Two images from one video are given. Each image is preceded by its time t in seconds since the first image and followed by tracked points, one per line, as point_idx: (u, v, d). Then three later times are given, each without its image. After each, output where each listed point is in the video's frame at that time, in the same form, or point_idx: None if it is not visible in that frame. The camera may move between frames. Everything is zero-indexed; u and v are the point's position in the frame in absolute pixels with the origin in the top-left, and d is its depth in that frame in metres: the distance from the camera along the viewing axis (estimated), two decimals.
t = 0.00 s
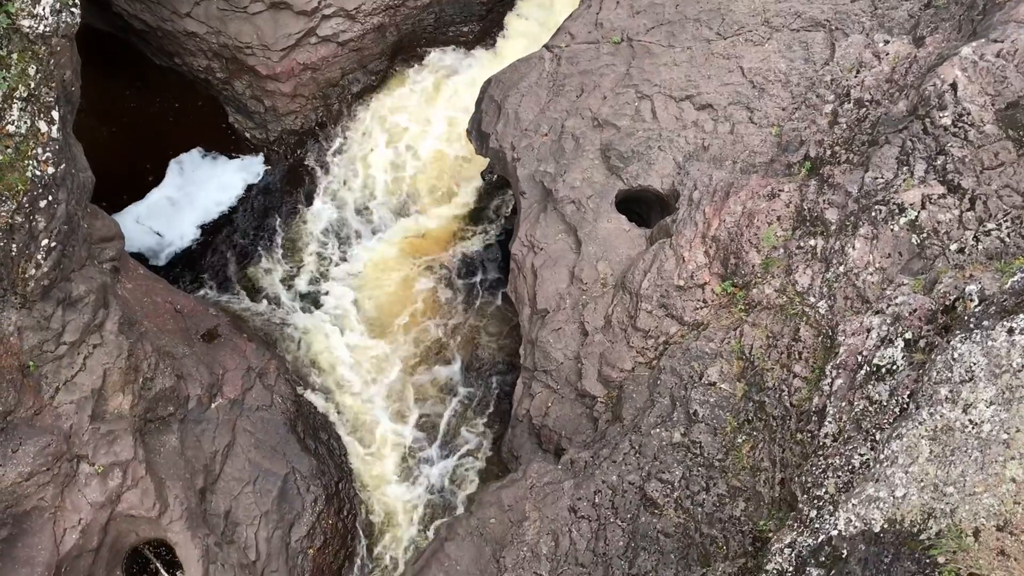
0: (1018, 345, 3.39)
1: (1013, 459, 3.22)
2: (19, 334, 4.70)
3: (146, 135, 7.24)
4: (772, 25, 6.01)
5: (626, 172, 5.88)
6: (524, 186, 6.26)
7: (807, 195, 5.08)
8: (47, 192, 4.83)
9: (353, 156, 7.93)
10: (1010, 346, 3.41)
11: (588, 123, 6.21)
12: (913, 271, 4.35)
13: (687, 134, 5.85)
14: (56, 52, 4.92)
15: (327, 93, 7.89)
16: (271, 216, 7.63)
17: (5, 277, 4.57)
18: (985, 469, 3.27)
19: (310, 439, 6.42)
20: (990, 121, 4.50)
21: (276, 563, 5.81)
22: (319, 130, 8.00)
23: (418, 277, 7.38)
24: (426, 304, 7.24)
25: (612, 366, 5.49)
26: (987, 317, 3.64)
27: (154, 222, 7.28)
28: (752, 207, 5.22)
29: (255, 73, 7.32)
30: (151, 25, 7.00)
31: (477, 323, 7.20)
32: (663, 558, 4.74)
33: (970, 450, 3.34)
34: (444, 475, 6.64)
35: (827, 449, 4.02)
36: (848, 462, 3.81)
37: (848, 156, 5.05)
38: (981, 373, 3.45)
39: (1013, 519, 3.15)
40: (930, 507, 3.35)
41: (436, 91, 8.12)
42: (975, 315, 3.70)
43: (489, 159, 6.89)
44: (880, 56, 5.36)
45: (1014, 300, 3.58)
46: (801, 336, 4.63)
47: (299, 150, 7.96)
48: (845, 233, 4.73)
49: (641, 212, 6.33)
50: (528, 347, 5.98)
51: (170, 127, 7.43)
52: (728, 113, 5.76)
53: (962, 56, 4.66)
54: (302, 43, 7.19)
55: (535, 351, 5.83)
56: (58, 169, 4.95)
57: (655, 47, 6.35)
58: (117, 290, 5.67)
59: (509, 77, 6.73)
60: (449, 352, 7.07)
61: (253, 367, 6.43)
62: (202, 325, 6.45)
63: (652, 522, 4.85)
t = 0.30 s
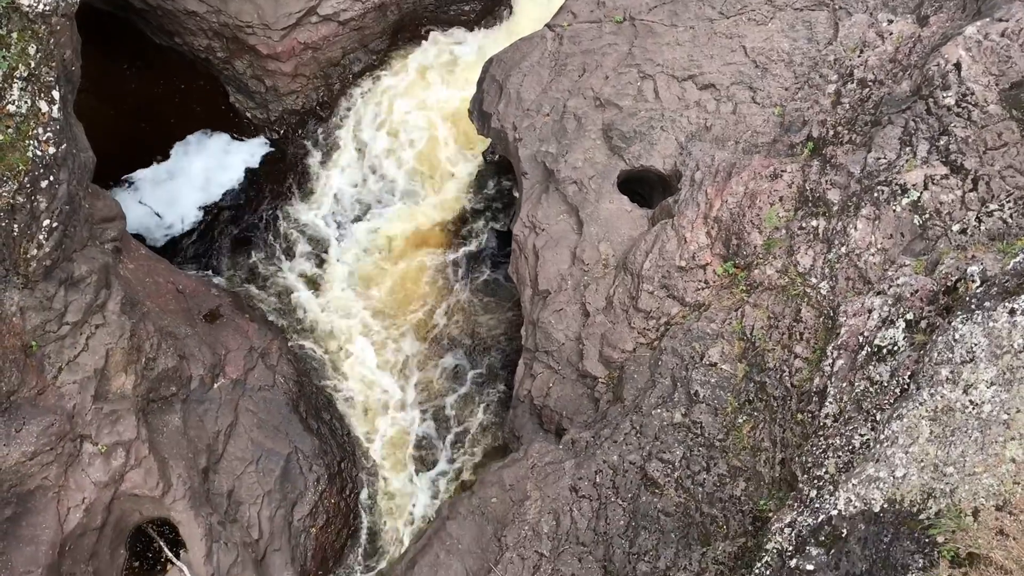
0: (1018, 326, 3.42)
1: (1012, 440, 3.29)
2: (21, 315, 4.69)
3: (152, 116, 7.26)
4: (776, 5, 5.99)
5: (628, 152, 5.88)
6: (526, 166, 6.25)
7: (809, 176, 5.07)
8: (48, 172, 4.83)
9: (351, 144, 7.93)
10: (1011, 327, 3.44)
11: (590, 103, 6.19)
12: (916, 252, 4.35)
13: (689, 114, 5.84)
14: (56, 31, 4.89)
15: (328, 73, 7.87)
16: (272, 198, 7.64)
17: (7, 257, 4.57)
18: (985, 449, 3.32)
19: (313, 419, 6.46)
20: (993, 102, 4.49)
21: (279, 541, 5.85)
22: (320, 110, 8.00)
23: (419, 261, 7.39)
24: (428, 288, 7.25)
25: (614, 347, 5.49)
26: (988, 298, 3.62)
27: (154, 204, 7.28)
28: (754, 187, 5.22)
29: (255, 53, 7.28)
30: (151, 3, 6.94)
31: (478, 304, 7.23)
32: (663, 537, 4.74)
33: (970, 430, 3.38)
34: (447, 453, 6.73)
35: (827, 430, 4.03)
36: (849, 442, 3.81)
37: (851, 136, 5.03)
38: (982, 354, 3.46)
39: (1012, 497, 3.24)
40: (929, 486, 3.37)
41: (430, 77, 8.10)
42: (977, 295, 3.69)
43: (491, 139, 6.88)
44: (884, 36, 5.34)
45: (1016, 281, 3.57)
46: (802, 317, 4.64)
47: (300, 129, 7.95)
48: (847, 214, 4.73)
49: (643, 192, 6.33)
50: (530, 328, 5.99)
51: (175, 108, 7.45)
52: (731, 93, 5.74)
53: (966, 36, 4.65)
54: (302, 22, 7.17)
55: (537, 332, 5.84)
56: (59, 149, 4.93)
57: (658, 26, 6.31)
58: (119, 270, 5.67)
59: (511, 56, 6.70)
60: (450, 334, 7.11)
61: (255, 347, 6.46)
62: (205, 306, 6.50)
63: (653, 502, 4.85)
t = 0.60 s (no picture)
0: (1021, 306, 3.40)
1: (1013, 420, 3.25)
2: (24, 295, 4.67)
3: (158, 97, 7.30)
4: None
5: (631, 132, 5.88)
6: (528, 146, 6.25)
7: (812, 156, 5.06)
8: (49, 152, 4.80)
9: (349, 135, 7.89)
10: (1013, 308, 3.42)
11: (592, 83, 6.17)
12: (918, 233, 4.34)
13: (692, 94, 5.82)
14: (56, 9, 4.94)
15: (329, 52, 7.86)
16: (274, 180, 7.63)
17: (9, 237, 4.54)
18: (986, 430, 3.29)
19: (315, 399, 6.49)
20: (997, 81, 4.47)
21: (282, 520, 5.88)
22: (320, 90, 8.00)
23: (421, 244, 7.38)
24: (431, 271, 7.26)
25: (615, 327, 5.49)
26: (990, 279, 3.61)
27: (154, 184, 7.27)
28: (756, 167, 5.21)
29: (256, 32, 7.23)
30: None
31: (479, 286, 7.25)
32: (663, 516, 4.76)
33: (971, 411, 3.36)
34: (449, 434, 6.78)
35: (828, 410, 4.06)
36: (850, 422, 3.85)
37: (854, 116, 5.02)
38: (984, 334, 3.46)
39: (1013, 479, 3.18)
40: (930, 467, 3.35)
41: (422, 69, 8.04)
42: (980, 276, 3.67)
43: (492, 119, 6.88)
44: (888, 15, 5.30)
45: (1019, 262, 3.55)
46: (804, 297, 4.63)
47: (301, 109, 7.98)
48: (849, 194, 4.72)
49: (644, 172, 6.34)
50: (531, 309, 5.99)
51: (181, 89, 7.49)
52: (734, 72, 5.72)
53: (971, 15, 4.62)
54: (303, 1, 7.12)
55: (538, 313, 5.84)
56: (60, 129, 4.89)
57: (661, 5, 6.27)
58: (121, 250, 5.65)
59: (513, 35, 6.67)
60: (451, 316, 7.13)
61: (257, 327, 6.48)
62: (207, 286, 6.52)
63: (653, 481, 4.87)
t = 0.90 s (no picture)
0: (1022, 288, 3.38)
1: (1013, 401, 3.24)
2: (24, 276, 4.67)
3: (157, 80, 7.29)
4: None
5: (632, 113, 5.88)
6: (529, 127, 6.24)
7: (814, 137, 5.04)
8: (49, 133, 4.78)
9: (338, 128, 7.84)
10: (1015, 289, 3.39)
11: (594, 63, 6.14)
12: (920, 214, 4.33)
13: (693, 75, 5.81)
14: None
15: (329, 32, 7.78)
16: (274, 162, 7.61)
17: (9, 219, 4.52)
18: (986, 411, 3.28)
19: (316, 380, 6.51)
20: (1001, 62, 4.44)
21: (284, 501, 5.92)
22: (321, 70, 7.95)
23: (421, 227, 7.37)
24: (431, 254, 7.26)
25: (616, 309, 5.50)
26: (992, 260, 3.59)
27: (155, 163, 7.33)
28: (758, 149, 5.20)
29: (256, 12, 7.16)
30: None
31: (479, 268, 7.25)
32: (663, 497, 4.77)
33: (971, 392, 3.35)
34: (448, 421, 6.78)
35: (828, 392, 4.07)
36: (850, 404, 3.86)
37: (857, 98, 4.99)
38: (985, 316, 3.44)
39: (1012, 460, 3.16)
40: (930, 448, 3.35)
41: (411, 55, 7.98)
42: (980, 258, 3.65)
43: (492, 99, 6.89)
44: None
45: (1020, 244, 3.53)
46: (805, 279, 4.63)
47: (302, 90, 7.92)
48: (851, 175, 4.71)
49: (646, 153, 6.36)
50: (532, 291, 6.00)
51: (181, 69, 7.49)
52: (736, 53, 5.70)
53: None
54: None
55: (539, 294, 5.85)
56: (59, 110, 4.88)
57: None
58: (122, 231, 5.65)
59: (514, 16, 6.65)
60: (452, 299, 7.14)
61: (258, 308, 6.49)
62: (208, 268, 6.52)
63: (653, 462, 4.88)
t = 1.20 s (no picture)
0: (1023, 272, 3.39)
1: (1013, 385, 3.25)
2: (24, 260, 4.64)
3: (156, 63, 7.31)
4: None
5: (633, 97, 5.88)
6: (529, 110, 6.24)
7: (815, 120, 5.02)
8: (48, 117, 4.75)
9: (330, 118, 7.79)
10: (1016, 273, 3.40)
11: (594, 46, 6.13)
12: (921, 198, 4.33)
13: (694, 58, 5.79)
14: None
15: (328, 15, 7.78)
16: (274, 147, 7.60)
17: (9, 203, 4.50)
18: (985, 395, 3.29)
19: (317, 364, 6.52)
20: (1003, 45, 4.42)
21: (285, 485, 5.94)
22: (321, 53, 7.94)
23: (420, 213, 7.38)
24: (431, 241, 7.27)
25: (617, 293, 5.50)
26: (992, 245, 3.59)
27: (153, 148, 7.31)
28: (759, 132, 5.19)
29: None
30: None
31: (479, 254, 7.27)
32: (663, 480, 4.77)
33: (971, 375, 3.37)
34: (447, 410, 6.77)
35: (828, 375, 4.07)
36: (850, 387, 3.86)
37: (858, 81, 4.98)
38: (986, 300, 3.45)
39: (1011, 443, 3.18)
40: (929, 431, 3.35)
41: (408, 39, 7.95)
42: (981, 242, 3.66)
43: (492, 83, 6.89)
44: None
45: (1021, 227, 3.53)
46: (806, 263, 4.62)
47: (301, 73, 7.91)
48: (852, 158, 4.69)
49: (646, 137, 6.37)
50: (532, 275, 6.01)
51: (180, 53, 7.49)
52: (737, 36, 5.68)
53: None
54: None
55: (540, 279, 5.85)
56: (58, 94, 4.86)
57: None
58: (122, 216, 5.65)
59: None
60: (451, 284, 7.14)
61: (258, 293, 6.50)
62: (207, 252, 6.52)
63: (653, 446, 4.89)
